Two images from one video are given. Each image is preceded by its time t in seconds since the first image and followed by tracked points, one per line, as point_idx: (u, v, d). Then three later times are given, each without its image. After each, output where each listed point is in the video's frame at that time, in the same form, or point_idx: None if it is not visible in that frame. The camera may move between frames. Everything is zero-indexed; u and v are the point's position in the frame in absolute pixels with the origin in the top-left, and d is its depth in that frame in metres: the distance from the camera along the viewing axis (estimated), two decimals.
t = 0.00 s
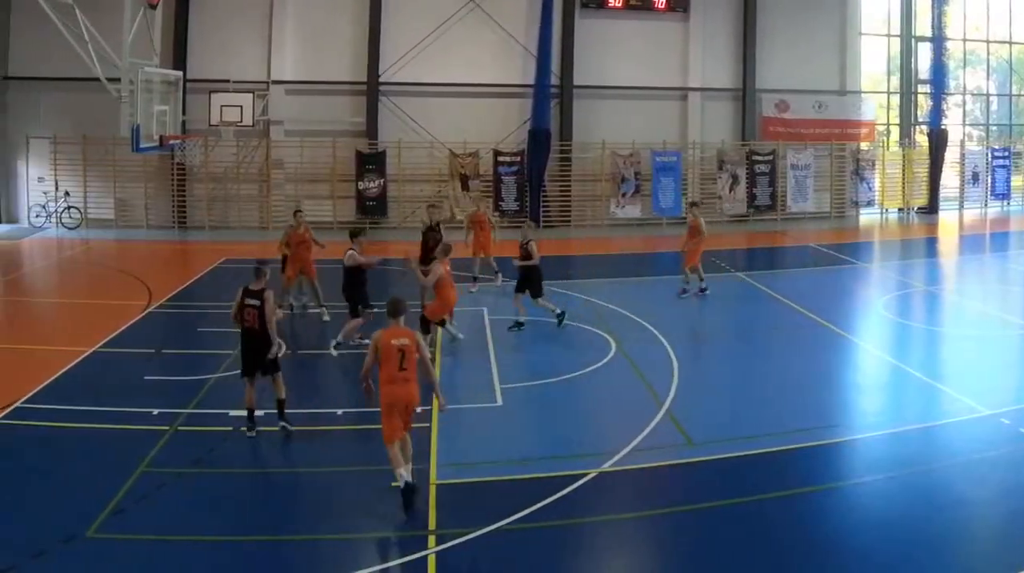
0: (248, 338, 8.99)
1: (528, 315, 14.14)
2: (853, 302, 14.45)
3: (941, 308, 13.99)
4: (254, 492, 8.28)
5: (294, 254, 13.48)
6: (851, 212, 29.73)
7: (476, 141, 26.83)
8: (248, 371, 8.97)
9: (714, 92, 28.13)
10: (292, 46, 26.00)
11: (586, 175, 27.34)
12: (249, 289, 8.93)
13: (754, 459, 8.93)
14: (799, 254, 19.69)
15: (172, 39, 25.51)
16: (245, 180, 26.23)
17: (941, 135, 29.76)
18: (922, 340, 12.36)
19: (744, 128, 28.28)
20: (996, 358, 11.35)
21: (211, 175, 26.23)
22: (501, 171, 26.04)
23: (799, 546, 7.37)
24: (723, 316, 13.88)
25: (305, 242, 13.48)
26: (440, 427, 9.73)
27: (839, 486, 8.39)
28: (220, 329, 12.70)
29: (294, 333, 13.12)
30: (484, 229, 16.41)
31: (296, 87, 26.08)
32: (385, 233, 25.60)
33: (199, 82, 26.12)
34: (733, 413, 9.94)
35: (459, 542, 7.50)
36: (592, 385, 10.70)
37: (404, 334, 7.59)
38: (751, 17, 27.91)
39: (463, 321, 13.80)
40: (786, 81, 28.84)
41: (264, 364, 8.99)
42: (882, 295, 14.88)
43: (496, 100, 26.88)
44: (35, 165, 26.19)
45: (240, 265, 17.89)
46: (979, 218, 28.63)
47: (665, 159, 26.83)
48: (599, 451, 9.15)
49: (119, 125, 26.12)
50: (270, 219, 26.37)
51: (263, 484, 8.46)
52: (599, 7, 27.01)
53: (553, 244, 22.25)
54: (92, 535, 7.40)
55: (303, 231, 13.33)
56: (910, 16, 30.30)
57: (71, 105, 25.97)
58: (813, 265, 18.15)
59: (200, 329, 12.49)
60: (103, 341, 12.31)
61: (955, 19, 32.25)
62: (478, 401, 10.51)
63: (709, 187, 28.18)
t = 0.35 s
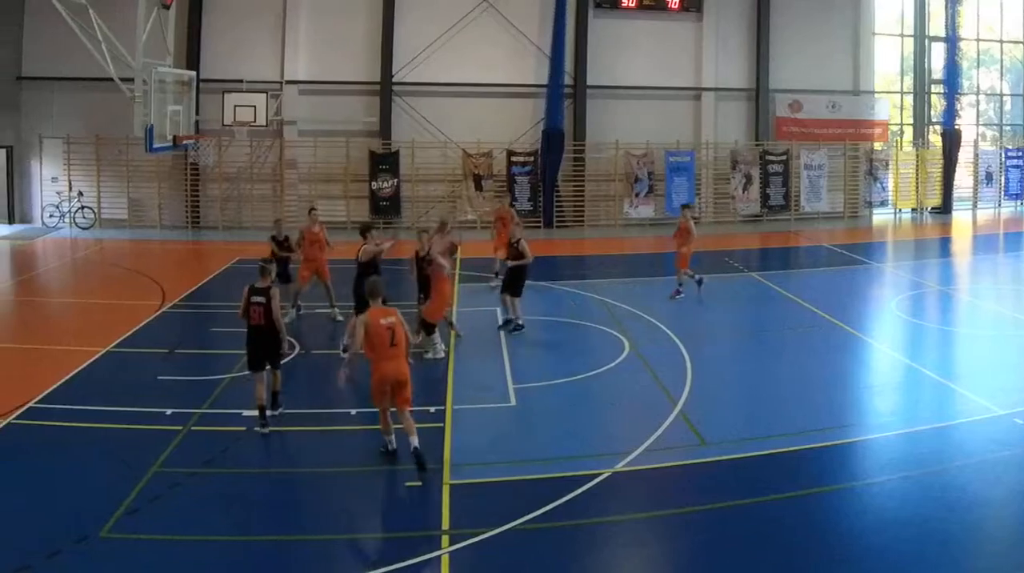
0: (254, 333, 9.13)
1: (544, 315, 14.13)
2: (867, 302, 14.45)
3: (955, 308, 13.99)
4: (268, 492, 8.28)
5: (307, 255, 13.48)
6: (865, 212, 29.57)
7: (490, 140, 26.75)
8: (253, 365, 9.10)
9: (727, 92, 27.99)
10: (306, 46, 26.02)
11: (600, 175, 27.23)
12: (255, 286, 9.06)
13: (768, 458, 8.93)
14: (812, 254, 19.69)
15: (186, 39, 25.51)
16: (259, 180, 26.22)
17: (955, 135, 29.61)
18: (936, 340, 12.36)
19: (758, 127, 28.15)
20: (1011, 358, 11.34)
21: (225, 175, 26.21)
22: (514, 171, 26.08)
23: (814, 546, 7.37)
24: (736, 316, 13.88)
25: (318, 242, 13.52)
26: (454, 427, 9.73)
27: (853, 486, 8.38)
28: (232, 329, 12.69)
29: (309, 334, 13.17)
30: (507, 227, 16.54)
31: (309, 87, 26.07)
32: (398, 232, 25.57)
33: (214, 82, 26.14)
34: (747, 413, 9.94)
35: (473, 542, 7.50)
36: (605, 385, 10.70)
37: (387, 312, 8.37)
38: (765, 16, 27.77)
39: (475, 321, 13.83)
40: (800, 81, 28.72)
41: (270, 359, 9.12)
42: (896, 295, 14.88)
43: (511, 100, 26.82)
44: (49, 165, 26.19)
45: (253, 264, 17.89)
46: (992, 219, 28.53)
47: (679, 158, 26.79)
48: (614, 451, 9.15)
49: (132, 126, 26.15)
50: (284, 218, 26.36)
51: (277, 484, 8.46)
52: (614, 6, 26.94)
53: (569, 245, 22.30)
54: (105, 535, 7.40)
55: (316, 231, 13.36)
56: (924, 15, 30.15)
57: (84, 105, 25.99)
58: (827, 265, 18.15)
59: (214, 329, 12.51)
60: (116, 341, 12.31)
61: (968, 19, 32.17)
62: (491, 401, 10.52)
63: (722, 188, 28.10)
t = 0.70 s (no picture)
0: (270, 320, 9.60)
1: (557, 315, 14.13)
2: (881, 302, 14.45)
3: (969, 308, 14.00)
4: (282, 492, 8.28)
5: (313, 256, 13.49)
6: (878, 212, 29.39)
7: (504, 140, 26.68)
8: (271, 351, 9.56)
9: (740, 92, 27.83)
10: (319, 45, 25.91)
11: (613, 175, 27.18)
12: (269, 275, 9.53)
13: (781, 458, 8.93)
14: (825, 255, 19.68)
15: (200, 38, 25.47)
16: (272, 180, 26.20)
17: (968, 135, 29.33)
18: (949, 340, 12.36)
19: (771, 127, 27.95)
20: None
21: (238, 175, 26.20)
22: (528, 170, 26.05)
23: (826, 545, 7.37)
24: (749, 315, 13.88)
25: (325, 244, 13.50)
26: (467, 427, 9.74)
27: (865, 486, 8.39)
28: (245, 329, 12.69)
29: (323, 334, 13.18)
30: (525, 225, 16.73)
31: (323, 87, 25.99)
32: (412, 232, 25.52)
33: (228, 82, 26.09)
34: (761, 413, 9.94)
35: (487, 541, 7.50)
36: (617, 385, 10.70)
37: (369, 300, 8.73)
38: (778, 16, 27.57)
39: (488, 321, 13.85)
40: (814, 81, 28.54)
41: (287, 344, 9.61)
42: (909, 295, 14.89)
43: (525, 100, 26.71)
44: (62, 165, 26.24)
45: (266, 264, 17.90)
46: (1006, 219, 28.39)
47: (692, 159, 26.77)
48: (627, 450, 9.15)
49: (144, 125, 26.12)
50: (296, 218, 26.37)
51: (291, 483, 8.46)
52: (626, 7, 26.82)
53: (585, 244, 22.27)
54: (120, 535, 7.40)
55: (321, 233, 13.33)
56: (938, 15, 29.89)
57: (95, 105, 26.00)
58: (839, 265, 18.15)
59: (227, 329, 12.51)
60: (130, 341, 12.35)
61: (981, 19, 32.00)
62: (504, 401, 10.52)
63: (735, 188, 28.00)
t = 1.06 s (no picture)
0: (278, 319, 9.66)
1: (569, 315, 14.14)
2: (894, 302, 14.45)
3: (982, 308, 14.00)
4: (296, 492, 8.28)
5: (319, 255, 13.51)
6: (892, 212, 29.21)
7: (517, 141, 26.63)
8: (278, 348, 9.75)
9: (754, 92, 27.76)
10: (333, 45, 25.91)
11: (626, 175, 27.17)
12: (274, 275, 9.56)
13: (794, 458, 8.93)
14: (839, 254, 19.67)
15: (213, 39, 25.47)
16: (286, 181, 26.20)
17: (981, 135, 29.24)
18: (962, 339, 12.36)
19: (784, 127, 27.89)
20: None
21: (252, 176, 26.22)
22: (542, 171, 25.88)
23: (839, 546, 7.37)
24: (761, 316, 13.89)
25: (329, 242, 13.48)
26: (480, 427, 9.74)
27: (878, 486, 8.38)
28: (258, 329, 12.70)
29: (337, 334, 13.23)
30: (543, 225, 16.84)
31: (336, 87, 25.97)
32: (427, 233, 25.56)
33: (242, 83, 26.11)
34: (775, 412, 9.95)
35: (500, 542, 7.49)
36: (630, 385, 10.70)
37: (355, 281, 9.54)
38: (792, 16, 27.49)
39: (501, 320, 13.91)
40: (828, 81, 28.43)
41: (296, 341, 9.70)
42: (922, 295, 14.89)
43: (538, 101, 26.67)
44: (75, 165, 26.26)
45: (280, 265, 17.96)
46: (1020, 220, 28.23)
47: (705, 158, 26.72)
48: (640, 451, 9.15)
49: (158, 124, 26.12)
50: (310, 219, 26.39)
51: (304, 483, 8.46)
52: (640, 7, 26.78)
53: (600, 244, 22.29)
54: (133, 535, 7.40)
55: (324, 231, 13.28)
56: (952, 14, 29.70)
57: (108, 105, 26.01)
58: (853, 265, 18.15)
59: (240, 329, 12.54)
60: (144, 341, 12.38)
61: (996, 18, 31.79)
62: (517, 401, 10.54)
63: (749, 188, 27.92)
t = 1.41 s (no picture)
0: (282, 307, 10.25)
1: (582, 315, 14.15)
2: (908, 302, 14.45)
3: (996, 308, 14.00)
4: (310, 492, 8.28)
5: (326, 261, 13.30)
6: (906, 212, 29.15)
7: (530, 141, 26.60)
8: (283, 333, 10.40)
9: (767, 92, 27.73)
10: (346, 45, 25.88)
11: (639, 175, 27.18)
12: (280, 265, 10.14)
13: (808, 458, 8.93)
14: (852, 255, 19.68)
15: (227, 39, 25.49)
16: (299, 180, 26.18)
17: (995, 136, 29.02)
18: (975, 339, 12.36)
19: (798, 127, 27.86)
20: None
21: (266, 176, 26.17)
22: (555, 171, 25.81)
23: (853, 546, 7.36)
24: (774, 316, 13.90)
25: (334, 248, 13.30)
26: (494, 427, 9.75)
27: (892, 486, 8.37)
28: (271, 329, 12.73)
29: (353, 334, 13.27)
30: (567, 224, 16.89)
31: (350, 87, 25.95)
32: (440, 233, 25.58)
33: (255, 82, 26.10)
34: (789, 413, 9.96)
35: (514, 542, 7.48)
36: (642, 385, 10.70)
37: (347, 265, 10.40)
38: (805, 15, 27.42)
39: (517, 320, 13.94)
40: (841, 80, 28.35)
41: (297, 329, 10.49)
42: (936, 295, 14.90)
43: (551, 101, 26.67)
44: (89, 165, 26.26)
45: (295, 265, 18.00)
46: None
47: (718, 158, 26.80)
48: (654, 451, 9.15)
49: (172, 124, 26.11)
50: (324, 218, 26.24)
51: (317, 483, 8.47)
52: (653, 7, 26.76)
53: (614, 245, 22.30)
54: (145, 536, 7.39)
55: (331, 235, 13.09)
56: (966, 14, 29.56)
57: (120, 105, 26.04)
58: (866, 265, 18.16)
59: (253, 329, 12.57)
60: (155, 341, 12.45)
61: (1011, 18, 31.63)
62: (531, 401, 10.55)
63: (762, 188, 27.89)
